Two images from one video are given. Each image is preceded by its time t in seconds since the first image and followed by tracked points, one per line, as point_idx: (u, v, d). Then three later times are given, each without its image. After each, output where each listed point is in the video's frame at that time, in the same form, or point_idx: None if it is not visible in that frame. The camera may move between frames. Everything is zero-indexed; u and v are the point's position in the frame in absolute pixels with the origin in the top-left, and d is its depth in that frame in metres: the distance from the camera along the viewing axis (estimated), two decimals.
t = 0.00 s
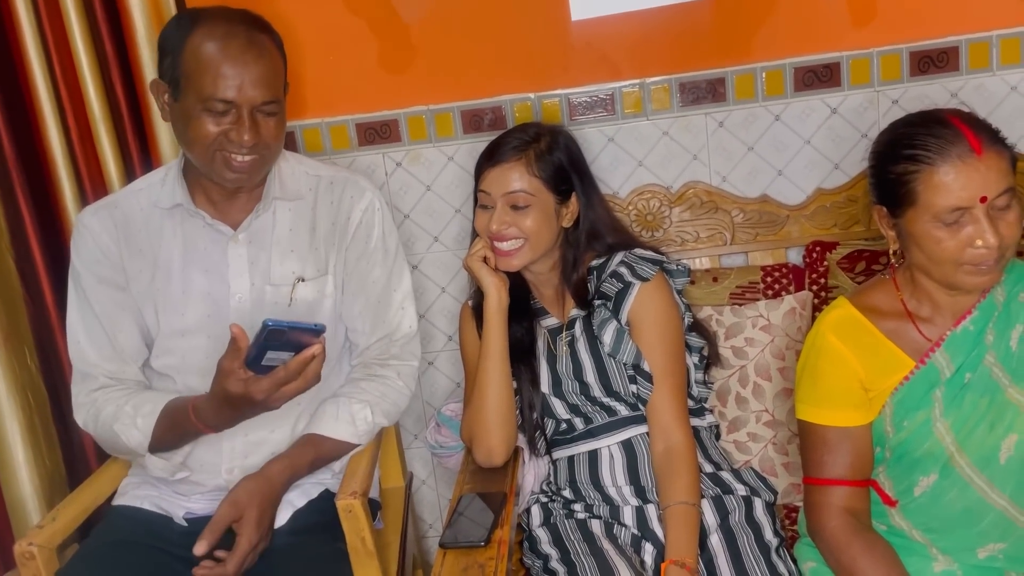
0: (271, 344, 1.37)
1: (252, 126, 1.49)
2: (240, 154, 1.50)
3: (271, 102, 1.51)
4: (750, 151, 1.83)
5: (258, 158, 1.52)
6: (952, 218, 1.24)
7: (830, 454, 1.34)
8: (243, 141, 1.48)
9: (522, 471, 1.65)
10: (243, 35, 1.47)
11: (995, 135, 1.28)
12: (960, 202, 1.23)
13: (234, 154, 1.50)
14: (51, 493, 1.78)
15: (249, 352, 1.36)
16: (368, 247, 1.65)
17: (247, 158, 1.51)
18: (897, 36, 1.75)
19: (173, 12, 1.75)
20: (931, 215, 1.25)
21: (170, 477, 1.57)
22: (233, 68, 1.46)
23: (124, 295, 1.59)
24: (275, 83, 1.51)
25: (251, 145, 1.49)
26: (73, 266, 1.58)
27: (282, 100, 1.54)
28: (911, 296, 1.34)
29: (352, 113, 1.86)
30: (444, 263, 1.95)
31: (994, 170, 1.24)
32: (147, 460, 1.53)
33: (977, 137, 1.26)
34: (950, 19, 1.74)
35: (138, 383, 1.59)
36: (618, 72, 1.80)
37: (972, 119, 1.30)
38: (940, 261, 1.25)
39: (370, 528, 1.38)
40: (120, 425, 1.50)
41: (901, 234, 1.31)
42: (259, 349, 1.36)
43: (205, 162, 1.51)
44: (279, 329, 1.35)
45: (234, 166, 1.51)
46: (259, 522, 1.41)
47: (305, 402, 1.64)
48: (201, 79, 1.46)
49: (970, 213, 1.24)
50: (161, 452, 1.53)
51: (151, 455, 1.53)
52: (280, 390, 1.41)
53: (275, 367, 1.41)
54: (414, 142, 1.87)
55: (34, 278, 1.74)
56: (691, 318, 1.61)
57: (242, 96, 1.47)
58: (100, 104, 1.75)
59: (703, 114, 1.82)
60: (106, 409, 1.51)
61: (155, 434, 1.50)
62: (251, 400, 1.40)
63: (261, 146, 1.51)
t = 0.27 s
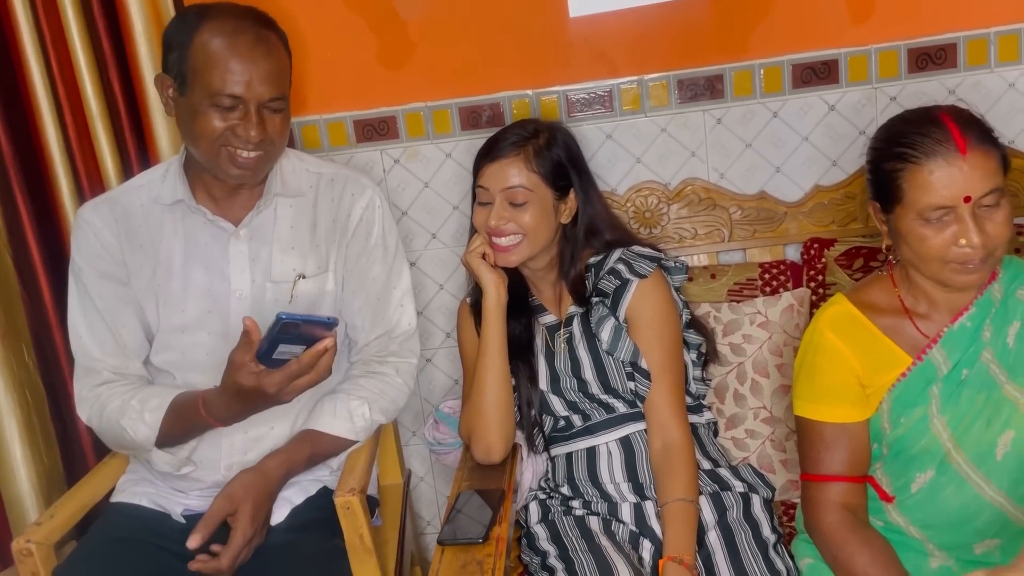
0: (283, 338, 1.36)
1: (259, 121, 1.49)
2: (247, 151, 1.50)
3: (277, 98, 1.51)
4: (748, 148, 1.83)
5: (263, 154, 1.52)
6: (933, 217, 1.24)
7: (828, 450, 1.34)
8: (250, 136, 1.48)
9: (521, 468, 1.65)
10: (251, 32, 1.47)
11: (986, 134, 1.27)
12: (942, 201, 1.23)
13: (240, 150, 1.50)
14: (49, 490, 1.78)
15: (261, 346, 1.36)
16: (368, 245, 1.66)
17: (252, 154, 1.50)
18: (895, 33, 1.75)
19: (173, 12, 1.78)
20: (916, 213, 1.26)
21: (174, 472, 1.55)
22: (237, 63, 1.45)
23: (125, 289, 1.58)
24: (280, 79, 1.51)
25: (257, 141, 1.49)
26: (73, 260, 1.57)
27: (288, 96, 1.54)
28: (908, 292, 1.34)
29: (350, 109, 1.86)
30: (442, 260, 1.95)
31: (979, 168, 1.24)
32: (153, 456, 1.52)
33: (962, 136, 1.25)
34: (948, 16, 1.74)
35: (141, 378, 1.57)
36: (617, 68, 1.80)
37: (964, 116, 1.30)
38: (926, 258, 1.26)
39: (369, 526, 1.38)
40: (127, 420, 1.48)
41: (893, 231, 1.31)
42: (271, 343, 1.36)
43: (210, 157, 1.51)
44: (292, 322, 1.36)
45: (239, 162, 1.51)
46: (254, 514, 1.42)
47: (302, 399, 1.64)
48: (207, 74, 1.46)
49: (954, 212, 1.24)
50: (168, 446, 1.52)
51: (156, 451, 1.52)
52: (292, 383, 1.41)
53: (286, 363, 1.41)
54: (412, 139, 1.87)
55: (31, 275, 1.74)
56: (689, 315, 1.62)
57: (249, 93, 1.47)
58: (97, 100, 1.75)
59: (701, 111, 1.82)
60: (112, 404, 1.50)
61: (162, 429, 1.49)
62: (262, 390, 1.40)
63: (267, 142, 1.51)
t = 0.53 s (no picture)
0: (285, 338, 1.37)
1: (261, 120, 1.49)
2: (250, 150, 1.50)
3: (279, 97, 1.51)
4: (746, 145, 1.83)
5: (265, 153, 1.52)
6: (918, 215, 1.25)
7: (826, 447, 1.34)
8: (253, 135, 1.49)
9: (519, 466, 1.65)
10: (254, 29, 1.47)
11: (973, 130, 1.27)
12: (925, 200, 1.24)
13: (241, 148, 1.50)
14: (48, 487, 1.78)
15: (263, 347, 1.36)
16: (369, 243, 1.66)
17: (254, 152, 1.51)
18: (894, 31, 1.75)
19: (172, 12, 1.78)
20: (902, 210, 1.26)
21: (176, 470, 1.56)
22: (238, 61, 1.45)
23: (127, 286, 1.58)
24: (282, 77, 1.51)
25: (259, 140, 1.50)
26: (75, 257, 1.57)
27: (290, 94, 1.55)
28: (904, 288, 1.34)
29: (349, 107, 1.86)
30: (441, 257, 1.95)
31: (961, 165, 1.23)
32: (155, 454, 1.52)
33: (948, 135, 1.25)
34: (947, 13, 1.74)
35: (142, 375, 1.57)
36: (616, 66, 1.80)
37: (955, 114, 1.29)
38: (915, 255, 1.26)
39: (368, 523, 1.39)
40: (129, 418, 1.49)
41: (885, 228, 1.31)
42: (273, 344, 1.36)
43: (211, 155, 1.51)
44: (295, 323, 1.36)
45: (242, 160, 1.51)
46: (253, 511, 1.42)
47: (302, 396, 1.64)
48: (209, 72, 1.46)
49: (940, 211, 1.24)
50: (170, 444, 1.53)
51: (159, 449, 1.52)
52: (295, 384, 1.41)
53: (289, 361, 1.41)
54: (411, 136, 1.87)
55: (30, 272, 1.74)
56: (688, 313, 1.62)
57: (252, 91, 1.47)
58: (96, 97, 1.75)
59: (700, 108, 1.82)
60: (114, 402, 1.50)
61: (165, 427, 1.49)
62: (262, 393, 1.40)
63: (268, 141, 1.51)
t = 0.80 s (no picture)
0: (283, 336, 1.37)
1: (258, 117, 1.49)
2: (246, 148, 1.50)
3: (276, 94, 1.51)
4: (745, 143, 1.83)
5: (261, 151, 1.52)
6: (910, 212, 1.25)
7: (825, 444, 1.34)
8: (250, 133, 1.48)
9: (518, 464, 1.64)
10: (251, 27, 1.47)
11: (967, 127, 1.27)
12: (917, 196, 1.24)
13: (238, 147, 1.50)
14: (47, 486, 1.77)
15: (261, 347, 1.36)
16: (367, 241, 1.66)
17: (251, 151, 1.51)
18: (893, 29, 1.75)
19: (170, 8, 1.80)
20: (896, 207, 1.27)
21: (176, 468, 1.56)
22: (234, 59, 1.45)
23: (125, 285, 1.57)
24: (278, 76, 1.51)
25: (256, 137, 1.50)
26: (72, 255, 1.56)
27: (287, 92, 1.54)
28: (901, 286, 1.34)
29: (347, 104, 1.86)
30: (439, 255, 1.95)
31: (953, 162, 1.24)
32: (154, 452, 1.52)
33: (941, 132, 1.25)
34: (946, 11, 1.74)
35: (140, 373, 1.57)
36: (614, 63, 1.80)
37: (949, 111, 1.29)
38: (910, 252, 1.26)
39: (366, 520, 1.38)
40: (128, 415, 1.49)
41: (881, 225, 1.32)
42: (272, 342, 1.37)
43: (209, 154, 1.51)
44: (293, 321, 1.36)
45: (238, 159, 1.51)
46: (251, 510, 1.42)
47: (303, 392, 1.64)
48: (206, 70, 1.46)
49: (932, 207, 1.24)
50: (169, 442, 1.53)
51: (159, 447, 1.52)
52: (294, 379, 1.41)
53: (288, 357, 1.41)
54: (410, 134, 1.87)
55: (28, 271, 1.74)
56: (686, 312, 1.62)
57: (248, 89, 1.47)
58: (94, 96, 1.75)
59: (699, 106, 1.81)
60: (112, 399, 1.50)
61: (164, 424, 1.49)
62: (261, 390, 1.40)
63: (265, 139, 1.51)
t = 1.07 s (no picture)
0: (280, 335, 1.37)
1: (256, 113, 1.49)
2: (245, 146, 1.50)
3: (274, 90, 1.51)
4: (744, 141, 1.83)
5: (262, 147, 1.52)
6: (905, 209, 1.26)
7: (822, 442, 1.34)
8: (249, 129, 1.48)
9: (517, 462, 1.63)
10: (248, 23, 1.47)
11: (960, 125, 1.28)
12: (911, 193, 1.25)
13: (238, 144, 1.50)
14: (46, 484, 1.78)
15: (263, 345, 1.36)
16: (365, 239, 1.66)
17: (251, 148, 1.51)
18: (892, 27, 1.75)
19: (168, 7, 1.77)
20: (890, 204, 1.27)
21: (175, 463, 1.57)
22: (232, 56, 1.45)
23: (123, 282, 1.57)
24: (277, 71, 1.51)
25: (256, 134, 1.50)
26: (71, 253, 1.56)
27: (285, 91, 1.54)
28: (899, 283, 1.35)
29: (346, 102, 1.86)
30: (438, 253, 1.94)
31: (947, 159, 1.24)
32: (153, 447, 1.54)
33: (934, 130, 1.26)
34: (945, 10, 1.74)
35: (139, 370, 1.58)
36: (613, 62, 1.80)
37: (943, 108, 1.29)
38: (907, 249, 1.26)
39: (365, 518, 1.39)
40: (128, 411, 1.49)
41: (877, 223, 1.32)
42: (269, 342, 1.37)
43: (208, 152, 1.51)
44: (288, 322, 1.35)
45: (236, 157, 1.51)
46: (249, 508, 1.42)
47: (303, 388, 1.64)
48: (204, 67, 1.45)
49: (927, 205, 1.24)
50: (168, 439, 1.54)
51: (157, 442, 1.54)
52: (292, 374, 1.42)
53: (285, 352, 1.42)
54: (408, 132, 1.87)
55: (27, 269, 1.74)
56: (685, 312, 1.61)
57: (247, 87, 1.47)
58: (93, 94, 1.75)
59: (697, 104, 1.81)
60: (111, 396, 1.50)
61: (162, 421, 1.50)
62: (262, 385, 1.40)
63: (265, 135, 1.51)
